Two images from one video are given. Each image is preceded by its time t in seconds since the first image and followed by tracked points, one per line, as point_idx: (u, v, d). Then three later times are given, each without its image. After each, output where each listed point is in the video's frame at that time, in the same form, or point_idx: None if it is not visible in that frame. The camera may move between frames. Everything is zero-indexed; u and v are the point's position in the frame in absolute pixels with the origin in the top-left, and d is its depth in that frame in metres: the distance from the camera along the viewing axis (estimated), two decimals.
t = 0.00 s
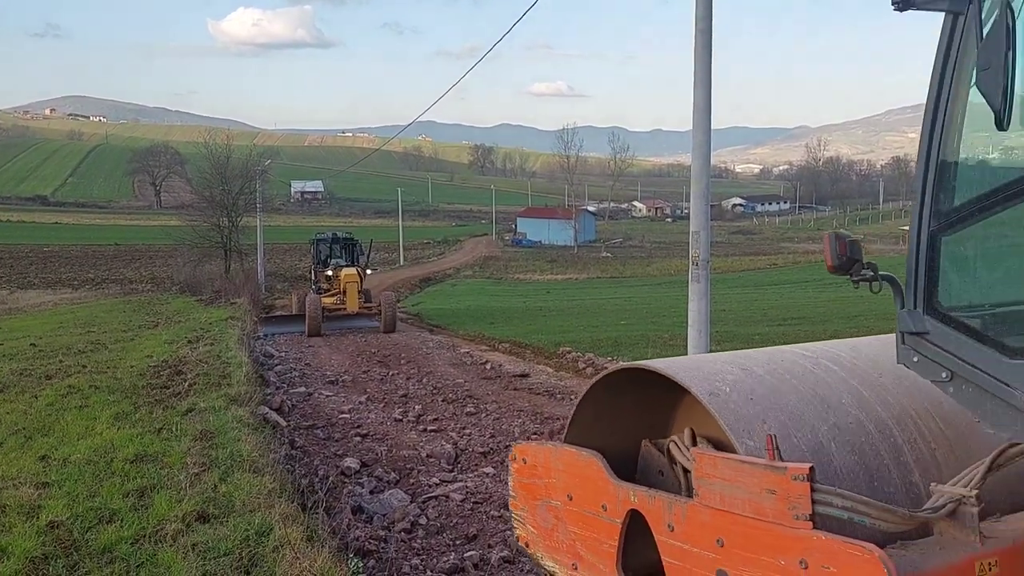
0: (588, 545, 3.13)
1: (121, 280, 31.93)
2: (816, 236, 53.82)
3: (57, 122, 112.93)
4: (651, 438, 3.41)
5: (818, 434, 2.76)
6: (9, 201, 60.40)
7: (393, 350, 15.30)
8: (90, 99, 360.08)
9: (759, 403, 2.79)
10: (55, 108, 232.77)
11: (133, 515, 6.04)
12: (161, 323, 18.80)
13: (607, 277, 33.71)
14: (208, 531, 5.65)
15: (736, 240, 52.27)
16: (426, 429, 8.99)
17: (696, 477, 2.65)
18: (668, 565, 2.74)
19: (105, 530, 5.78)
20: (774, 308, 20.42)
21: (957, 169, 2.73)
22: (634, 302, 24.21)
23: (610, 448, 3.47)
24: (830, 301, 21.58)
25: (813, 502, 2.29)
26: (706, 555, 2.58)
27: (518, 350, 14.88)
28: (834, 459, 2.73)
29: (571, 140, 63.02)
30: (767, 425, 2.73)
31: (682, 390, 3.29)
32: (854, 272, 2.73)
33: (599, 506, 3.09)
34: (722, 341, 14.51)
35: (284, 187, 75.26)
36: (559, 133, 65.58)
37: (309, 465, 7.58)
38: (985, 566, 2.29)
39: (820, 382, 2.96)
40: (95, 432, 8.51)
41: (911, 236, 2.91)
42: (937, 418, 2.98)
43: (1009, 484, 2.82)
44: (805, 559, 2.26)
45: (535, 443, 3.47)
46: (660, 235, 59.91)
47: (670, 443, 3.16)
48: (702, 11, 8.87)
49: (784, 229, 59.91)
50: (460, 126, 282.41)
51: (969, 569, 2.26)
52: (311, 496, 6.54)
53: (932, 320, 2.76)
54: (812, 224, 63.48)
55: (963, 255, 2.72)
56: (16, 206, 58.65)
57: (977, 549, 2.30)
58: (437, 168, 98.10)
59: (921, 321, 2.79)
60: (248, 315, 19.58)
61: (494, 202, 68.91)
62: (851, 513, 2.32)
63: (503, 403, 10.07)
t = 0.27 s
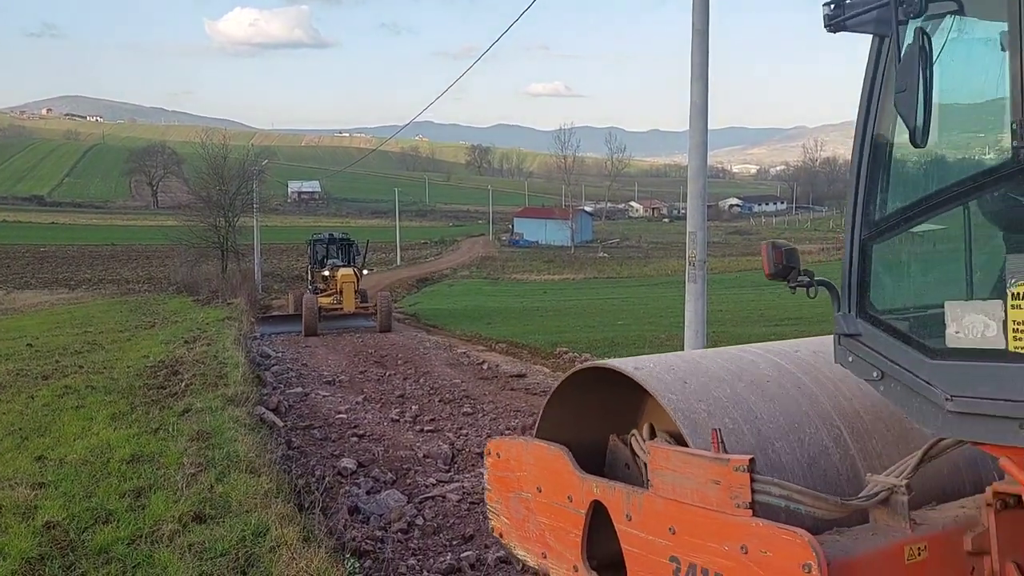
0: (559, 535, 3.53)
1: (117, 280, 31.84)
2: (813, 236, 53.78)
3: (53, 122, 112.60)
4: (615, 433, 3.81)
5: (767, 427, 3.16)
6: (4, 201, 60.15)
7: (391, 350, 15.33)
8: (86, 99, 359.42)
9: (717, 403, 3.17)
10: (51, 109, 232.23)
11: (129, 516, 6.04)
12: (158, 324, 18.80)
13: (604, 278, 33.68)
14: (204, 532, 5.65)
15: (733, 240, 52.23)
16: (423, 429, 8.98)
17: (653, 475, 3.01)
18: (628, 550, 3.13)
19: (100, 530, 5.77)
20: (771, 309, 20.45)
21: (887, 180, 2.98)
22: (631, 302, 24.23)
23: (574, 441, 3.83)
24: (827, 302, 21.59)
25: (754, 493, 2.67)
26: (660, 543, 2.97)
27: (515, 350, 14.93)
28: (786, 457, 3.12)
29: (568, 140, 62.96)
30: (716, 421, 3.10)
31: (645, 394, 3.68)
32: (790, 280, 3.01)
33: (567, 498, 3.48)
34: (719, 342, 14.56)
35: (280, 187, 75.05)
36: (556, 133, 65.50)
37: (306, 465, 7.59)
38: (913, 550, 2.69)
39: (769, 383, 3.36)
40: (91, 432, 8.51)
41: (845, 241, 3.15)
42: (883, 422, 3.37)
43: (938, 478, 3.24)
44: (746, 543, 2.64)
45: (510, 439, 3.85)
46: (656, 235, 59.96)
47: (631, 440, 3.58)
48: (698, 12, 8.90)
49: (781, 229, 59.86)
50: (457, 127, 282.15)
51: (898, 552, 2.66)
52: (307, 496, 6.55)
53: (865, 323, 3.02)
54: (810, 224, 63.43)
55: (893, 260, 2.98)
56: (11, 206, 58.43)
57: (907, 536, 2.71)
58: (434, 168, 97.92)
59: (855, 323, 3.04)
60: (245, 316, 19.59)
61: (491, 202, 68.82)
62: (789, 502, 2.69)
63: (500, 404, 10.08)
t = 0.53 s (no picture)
0: (532, 522, 3.66)
1: (116, 279, 31.82)
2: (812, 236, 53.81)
3: (51, 121, 112.52)
4: (589, 427, 3.98)
5: (722, 415, 3.30)
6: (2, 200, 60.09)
7: (389, 349, 15.33)
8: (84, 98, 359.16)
9: (679, 394, 3.33)
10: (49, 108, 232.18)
11: (128, 515, 6.04)
12: (156, 323, 18.78)
13: (602, 277, 33.71)
14: (202, 531, 5.65)
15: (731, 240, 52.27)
16: (421, 428, 8.98)
17: (617, 464, 3.15)
18: (596, 536, 3.27)
19: (98, 529, 5.77)
20: (769, 309, 20.47)
21: (834, 186, 3.00)
22: (629, 302, 24.26)
23: (547, 431, 4.01)
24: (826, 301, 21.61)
25: (709, 477, 2.81)
26: (624, 527, 3.11)
27: (513, 350, 14.95)
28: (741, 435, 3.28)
29: (566, 140, 62.98)
30: (677, 410, 3.26)
31: (620, 391, 3.85)
32: (741, 278, 3.25)
33: (540, 487, 3.62)
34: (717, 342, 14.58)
35: (279, 186, 75.01)
36: (554, 132, 65.50)
37: (304, 464, 7.59)
38: (858, 533, 2.83)
39: (730, 375, 3.51)
40: (89, 431, 8.50)
41: (796, 247, 3.18)
42: (835, 416, 3.51)
43: (885, 467, 3.39)
44: (701, 526, 2.77)
45: (487, 431, 3.98)
46: (655, 234, 59.97)
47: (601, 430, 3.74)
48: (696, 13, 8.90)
49: (780, 229, 59.90)
50: (456, 126, 282.15)
51: (844, 536, 2.80)
52: (305, 495, 6.55)
53: (815, 321, 3.05)
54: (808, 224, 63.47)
55: (842, 259, 3.00)
56: (9, 205, 58.37)
57: (852, 520, 2.84)
58: (433, 168, 97.92)
59: (805, 321, 3.08)
60: (243, 315, 19.58)
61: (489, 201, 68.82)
62: (742, 487, 2.84)
63: (499, 403, 10.07)
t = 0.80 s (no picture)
0: (512, 508, 3.73)
1: (114, 278, 31.83)
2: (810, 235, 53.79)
3: (50, 120, 112.66)
4: (567, 418, 4.11)
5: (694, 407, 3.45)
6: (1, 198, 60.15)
7: (388, 348, 15.30)
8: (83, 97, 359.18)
9: (646, 387, 3.43)
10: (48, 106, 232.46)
11: (126, 513, 6.04)
12: (155, 321, 18.77)
13: (600, 276, 33.72)
14: (200, 529, 5.65)
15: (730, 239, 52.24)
16: (419, 427, 8.97)
17: (591, 451, 3.27)
18: (570, 519, 3.37)
19: (97, 527, 5.77)
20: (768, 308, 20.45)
21: (790, 189, 3.08)
22: (628, 301, 24.25)
23: (530, 422, 4.12)
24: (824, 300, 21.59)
25: (675, 461, 2.94)
26: (596, 510, 3.22)
27: (512, 348, 14.95)
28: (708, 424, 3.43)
29: (564, 139, 62.99)
30: (644, 400, 3.38)
31: (596, 384, 4.00)
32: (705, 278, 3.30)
33: (519, 474, 3.69)
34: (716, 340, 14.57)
35: (277, 184, 75.02)
36: (553, 131, 65.48)
37: (302, 463, 7.59)
38: (815, 516, 2.92)
39: (696, 367, 3.63)
40: (88, 430, 8.50)
41: (757, 248, 3.24)
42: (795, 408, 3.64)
43: (842, 458, 3.51)
44: (666, 507, 2.88)
45: (468, 421, 4.05)
46: (654, 233, 59.96)
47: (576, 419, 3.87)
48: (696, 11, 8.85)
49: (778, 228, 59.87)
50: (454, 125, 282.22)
51: (801, 518, 2.89)
52: (304, 493, 6.57)
53: (774, 319, 3.12)
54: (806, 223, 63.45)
55: (801, 261, 3.06)
56: (8, 203, 58.45)
57: (809, 504, 2.93)
58: (431, 166, 97.99)
59: (765, 318, 3.15)
60: (241, 313, 19.58)
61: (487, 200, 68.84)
62: (706, 471, 2.97)
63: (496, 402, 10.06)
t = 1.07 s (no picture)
0: (491, 496, 4.02)
1: (112, 278, 31.77)
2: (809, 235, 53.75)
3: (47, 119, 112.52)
4: (544, 410, 4.46)
5: (666, 399, 3.63)
6: None
7: (387, 348, 15.30)
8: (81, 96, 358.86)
9: (619, 378, 3.64)
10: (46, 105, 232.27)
11: (125, 513, 6.03)
12: (153, 321, 18.76)
13: (599, 276, 33.67)
14: (200, 529, 5.65)
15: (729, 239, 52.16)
16: (418, 427, 8.97)
17: (566, 440, 3.49)
18: (547, 505, 3.61)
19: (95, 527, 5.77)
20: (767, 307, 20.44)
21: (749, 197, 3.42)
22: (626, 300, 24.25)
23: (512, 414, 4.45)
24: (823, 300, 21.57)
25: (645, 449, 3.16)
26: (572, 496, 3.45)
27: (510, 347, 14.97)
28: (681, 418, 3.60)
29: (563, 138, 62.89)
30: (617, 390, 3.58)
31: (574, 377, 4.34)
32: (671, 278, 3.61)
33: (498, 463, 3.99)
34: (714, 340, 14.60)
35: (276, 184, 74.88)
36: (552, 130, 65.39)
37: (301, 462, 7.59)
38: (776, 501, 3.10)
39: (669, 358, 3.87)
40: (86, 429, 8.49)
41: (722, 253, 3.59)
42: (760, 401, 3.80)
43: (804, 445, 3.67)
44: (637, 491, 3.10)
45: (453, 414, 4.32)
46: (653, 233, 59.87)
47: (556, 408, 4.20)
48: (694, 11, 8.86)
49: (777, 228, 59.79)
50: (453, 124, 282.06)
51: (763, 503, 3.07)
52: (302, 493, 6.56)
53: (735, 317, 3.47)
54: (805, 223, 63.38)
55: (761, 261, 3.39)
56: (6, 202, 58.35)
57: (771, 489, 3.12)
58: (430, 166, 97.85)
59: (728, 316, 3.51)
60: (240, 312, 19.58)
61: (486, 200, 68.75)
62: (674, 458, 3.18)
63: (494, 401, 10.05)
